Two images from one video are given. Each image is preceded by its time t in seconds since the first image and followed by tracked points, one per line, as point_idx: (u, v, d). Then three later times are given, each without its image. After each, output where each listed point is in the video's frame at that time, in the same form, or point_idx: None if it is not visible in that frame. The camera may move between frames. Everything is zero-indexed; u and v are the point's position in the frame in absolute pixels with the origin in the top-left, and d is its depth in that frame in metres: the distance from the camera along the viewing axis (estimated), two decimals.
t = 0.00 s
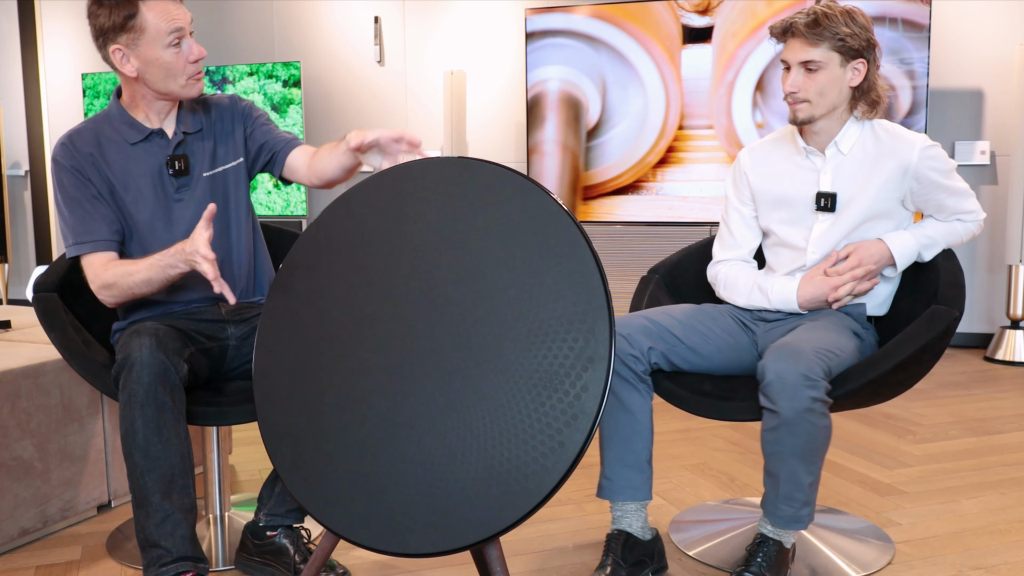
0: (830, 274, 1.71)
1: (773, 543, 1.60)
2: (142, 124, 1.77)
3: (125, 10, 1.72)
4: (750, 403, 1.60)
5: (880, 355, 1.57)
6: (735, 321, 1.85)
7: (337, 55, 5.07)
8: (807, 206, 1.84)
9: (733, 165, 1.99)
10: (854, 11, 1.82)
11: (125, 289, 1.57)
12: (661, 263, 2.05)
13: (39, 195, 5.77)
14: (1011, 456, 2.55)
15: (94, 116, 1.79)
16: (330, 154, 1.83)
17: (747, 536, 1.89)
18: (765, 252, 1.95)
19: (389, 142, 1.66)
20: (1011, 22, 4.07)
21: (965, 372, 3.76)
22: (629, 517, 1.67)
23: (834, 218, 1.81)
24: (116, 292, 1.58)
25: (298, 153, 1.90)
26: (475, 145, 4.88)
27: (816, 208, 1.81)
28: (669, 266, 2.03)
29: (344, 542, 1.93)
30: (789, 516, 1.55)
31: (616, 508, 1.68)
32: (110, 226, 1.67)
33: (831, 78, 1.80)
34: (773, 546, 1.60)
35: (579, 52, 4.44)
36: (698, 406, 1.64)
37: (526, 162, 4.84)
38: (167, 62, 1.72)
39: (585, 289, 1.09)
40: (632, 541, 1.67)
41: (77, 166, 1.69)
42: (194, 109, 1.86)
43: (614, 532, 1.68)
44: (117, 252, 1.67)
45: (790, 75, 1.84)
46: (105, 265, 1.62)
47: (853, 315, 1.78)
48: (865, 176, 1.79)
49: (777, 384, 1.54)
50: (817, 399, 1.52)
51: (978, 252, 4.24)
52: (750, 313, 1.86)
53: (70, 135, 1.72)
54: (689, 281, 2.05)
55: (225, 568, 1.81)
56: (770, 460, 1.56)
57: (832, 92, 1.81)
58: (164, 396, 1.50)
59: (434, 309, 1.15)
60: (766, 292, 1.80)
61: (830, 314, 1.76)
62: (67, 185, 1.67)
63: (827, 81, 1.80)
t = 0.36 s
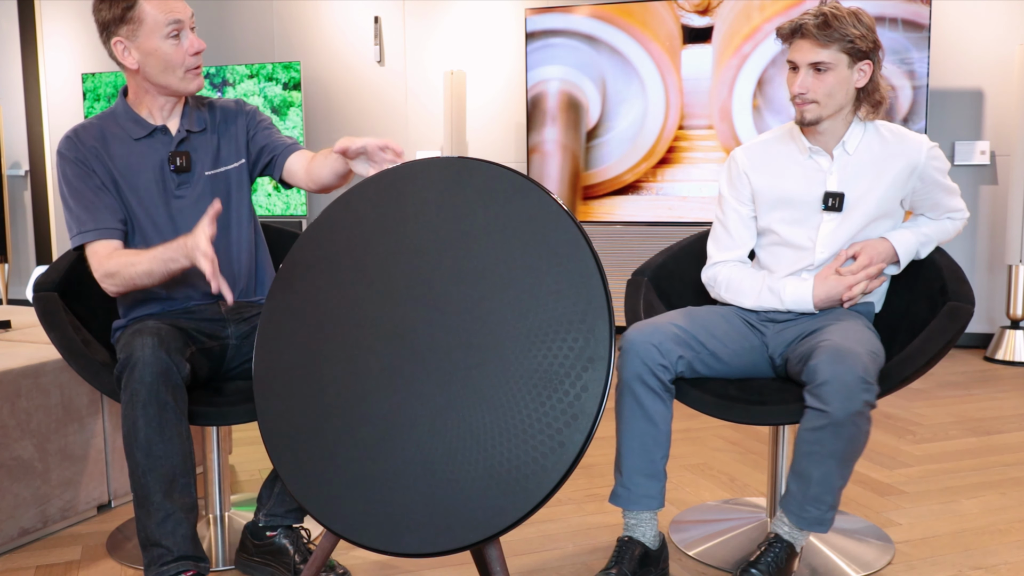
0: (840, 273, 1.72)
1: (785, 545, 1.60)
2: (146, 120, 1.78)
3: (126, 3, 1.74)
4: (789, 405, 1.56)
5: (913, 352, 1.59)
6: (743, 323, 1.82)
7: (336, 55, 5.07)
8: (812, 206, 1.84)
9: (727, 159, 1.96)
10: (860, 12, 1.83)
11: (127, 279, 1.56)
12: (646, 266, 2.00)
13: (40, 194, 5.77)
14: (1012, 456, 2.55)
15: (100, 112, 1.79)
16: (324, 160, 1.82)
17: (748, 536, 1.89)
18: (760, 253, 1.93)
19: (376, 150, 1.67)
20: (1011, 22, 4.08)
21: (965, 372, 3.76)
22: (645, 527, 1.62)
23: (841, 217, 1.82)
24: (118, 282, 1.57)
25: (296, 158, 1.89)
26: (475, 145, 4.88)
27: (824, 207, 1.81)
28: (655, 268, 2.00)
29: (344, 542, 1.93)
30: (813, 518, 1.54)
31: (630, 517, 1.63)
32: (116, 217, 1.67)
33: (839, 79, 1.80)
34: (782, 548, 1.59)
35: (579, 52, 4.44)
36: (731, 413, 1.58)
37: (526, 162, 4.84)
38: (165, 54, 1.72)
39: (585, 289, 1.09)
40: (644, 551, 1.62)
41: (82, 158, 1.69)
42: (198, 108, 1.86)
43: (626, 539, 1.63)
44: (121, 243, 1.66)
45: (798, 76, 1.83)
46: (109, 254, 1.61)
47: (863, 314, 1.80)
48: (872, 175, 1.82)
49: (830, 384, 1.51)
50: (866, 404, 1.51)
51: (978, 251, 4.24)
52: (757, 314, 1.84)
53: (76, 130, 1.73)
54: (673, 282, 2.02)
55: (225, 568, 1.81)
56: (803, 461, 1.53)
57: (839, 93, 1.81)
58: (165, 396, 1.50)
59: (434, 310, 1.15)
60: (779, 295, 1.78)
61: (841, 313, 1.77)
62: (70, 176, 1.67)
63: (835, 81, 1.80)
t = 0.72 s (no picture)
0: (846, 271, 1.74)
1: (791, 546, 1.59)
2: (151, 117, 1.78)
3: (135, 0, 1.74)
4: (817, 408, 1.56)
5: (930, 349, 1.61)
6: (751, 323, 1.82)
7: (337, 55, 5.07)
8: (812, 204, 1.84)
9: (722, 158, 1.94)
10: (854, 20, 1.80)
11: (130, 273, 1.56)
12: (637, 269, 1.98)
13: (40, 194, 5.78)
14: (1012, 456, 2.55)
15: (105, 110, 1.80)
16: (332, 156, 1.81)
17: (749, 536, 1.89)
18: (754, 252, 1.92)
19: (385, 151, 1.68)
20: (1012, 22, 4.07)
21: (965, 372, 3.76)
22: (651, 531, 1.61)
23: (842, 215, 1.83)
24: (122, 275, 1.57)
25: (301, 154, 1.88)
26: (475, 145, 4.89)
27: (827, 206, 1.81)
28: (647, 271, 1.98)
29: (344, 542, 1.93)
30: (826, 516, 1.54)
31: (636, 521, 1.62)
32: (121, 210, 1.67)
33: (839, 93, 1.79)
34: (788, 549, 1.59)
35: (579, 53, 4.44)
36: (760, 416, 1.57)
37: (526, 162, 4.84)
38: (171, 53, 1.73)
39: (585, 288, 1.09)
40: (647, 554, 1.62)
41: (88, 154, 1.69)
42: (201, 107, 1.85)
43: (629, 541, 1.63)
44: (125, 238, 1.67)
45: (798, 92, 1.81)
46: (115, 247, 1.61)
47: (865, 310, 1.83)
48: (871, 173, 1.83)
49: (871, 383, 1.52)
50: (901, 404, 1.52)
51: (977, 251, 4.24)
52: (762, 314, 1.84)
53: (81, 126, 1.73)
54: (665, 284, 2.01)
55: (225, 568, 1.82)
56: (826, 460, 1.53)
57: (839, 106, 1.80)
58: (169, 395, 1.50)
59: (432, 310, 1.15)
60: (787, 294, 1.77)
61: (846, 311, 1.79)
62: (76, 172, 1.67)
63: (835, 96, 1.79)
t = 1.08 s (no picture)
0: (845, 273, 1.73)
1: (787, 544, 1.59)
2: (153, 121, 1.78)
3: (137, 2, 1.74)
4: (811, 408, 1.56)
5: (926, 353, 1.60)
6: (749, 324, 1.82)
7: (337, 54, 5.07)
8: (811, 205, 1.84)
9: (721, 159, 1.94)
10: (853, 13, 1.84)
11: (134, 277, 1.57)
12: (637, 269, 1.97)
13: (40, 194, 5.78)
14: (1011, 456, 2.55)
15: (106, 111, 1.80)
16: (334, 166, 1.81)
17: (748, 536, 1.89)
18: (754, 253, 1.92)
19: (387, 157, 1.70)
20: (1012, 22, 4.07)
21: (965, 372, 3.76)
22: (649, 530, 1.61)
23: (841, 215, 1.82)
24: (126, 280, 1.58)
25: (305, 161, 1.89)
26: (475, 145, 4.89)
27: (825, 206, 1.81)
28: (647, 270, 1.98)
29: (344, 542, 1.93)
30: (818, 517, 1.54)
31: (635, 520, 1.62)
32: (122, 217, 1.67)
33: (834, 79, 1.81)
34: (783, 548, 1.59)
35: (578, 52, 4.44)
36: (756, 415, 1.57)
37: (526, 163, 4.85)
38: (170, 58, 1.72)
39: (585, 288, 1.09)
40: (646, 553, 1.61)
41: (89, 156, 1.69)
42: (202, 110, 1.85)
43: (628, 540, 1.63)
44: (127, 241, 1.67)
45: (794, 76, 1.83)
46: (116, 252, 1.62)
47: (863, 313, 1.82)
48: (869, 174, 1.83)
49: (862, 384, 1.52)
50: (893, 407, 1.52)
51: (977, 251, 4.24)
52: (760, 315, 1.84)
53: (82, 128, 1.73)
54: (666, 283, 2.01)
55: (225, 568, 1.82)
56: (819, 460, 1.53)
57: (835, 93, 1.82)
58: (172, 395, 1.50)
59: (432, 311, 1.15)
60: (786, 295, 1.77)
61: (845, 313, 1.79)
62: (77, 175, 1.67)
63: (831, 81, 1.81)
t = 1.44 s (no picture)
0: (835, 272, 1.72)
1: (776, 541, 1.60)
2: (151, 122, 1.78)
3: (137, 5, 1.73)
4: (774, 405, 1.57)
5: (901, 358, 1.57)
6: (740, 321, 1.83)
7: (337, 54, 5.07)
8: (809, 205, 1.84)
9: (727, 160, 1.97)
10: (850, 11, 1.84)
11: (130, 278, 1.56)
12: (649, 266, 2.01)
13: (40, 194, 5.77)
14: (1011, 456, 2.55)
15: (104, 112, 1.80)
16: (334, 170, 1.80)
17: (748, 536, 1.89)
18: (759, 252, 1.93)
19: (381, 158, 1.68)
20: (1012, 22, 4.08)
21: (965, 372, 3.76)
22: (635, 520, 1.66)
23: (837, 214, 1.81)
24: (122, 281, 1.57)
25: (306, 165, 1.89)
26: (475, 146, 4.88)
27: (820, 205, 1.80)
28: (659, 268, 2.01)
29: (344, 542, 1.93)
30: (791, 518, 1.54)
31: (620, 513, 1.67)
32: (120, 218, 1.67)
33: (828, 75, 1.81)
34: (771, 546, 1.60)
35: (577, 51, 4.44)
36: (719, 410, 1.60)
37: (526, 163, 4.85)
38: (165, 63, 1.71)
39: (585, 289, 1.09)
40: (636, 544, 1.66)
41: (87, 158, 1.70)
42: (201, 111, 1.85)
43: (617, 535, 1.67)
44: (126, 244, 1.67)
45: (789, 73, 1.85)
46: (113, 253, 1.61)
47: (859, 314, 1.79)
48: (867, 172, 1.81)
49: (806, 386, 1.52)
50: (842, 408, 1.50)
51: (977, 252, 4.24)
52: (754, 313, 1.84)
53: (80, 130, 1.73)
54: (678, 281, 2.03)
55: (225, 568, 1.82)
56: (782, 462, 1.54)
57: (830, 91, 1.82)
58: (177, 394, 1.50)
59: (432, 311, 1.15)
60: (774, 294, 1.78)
61: (837, 313, 1.76)
62: (74, 176, 1.67)
63: (824, 78, 1.81)
